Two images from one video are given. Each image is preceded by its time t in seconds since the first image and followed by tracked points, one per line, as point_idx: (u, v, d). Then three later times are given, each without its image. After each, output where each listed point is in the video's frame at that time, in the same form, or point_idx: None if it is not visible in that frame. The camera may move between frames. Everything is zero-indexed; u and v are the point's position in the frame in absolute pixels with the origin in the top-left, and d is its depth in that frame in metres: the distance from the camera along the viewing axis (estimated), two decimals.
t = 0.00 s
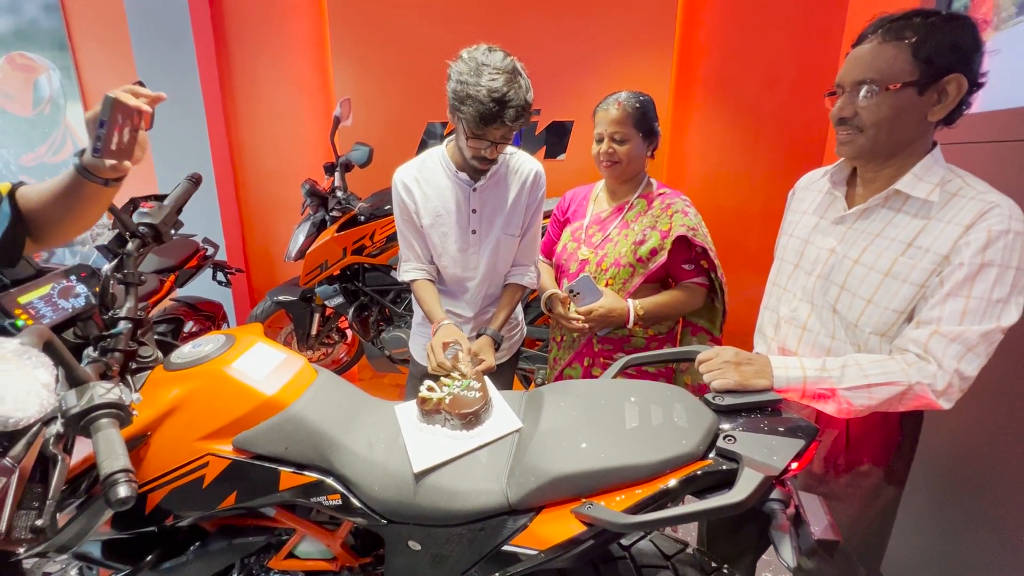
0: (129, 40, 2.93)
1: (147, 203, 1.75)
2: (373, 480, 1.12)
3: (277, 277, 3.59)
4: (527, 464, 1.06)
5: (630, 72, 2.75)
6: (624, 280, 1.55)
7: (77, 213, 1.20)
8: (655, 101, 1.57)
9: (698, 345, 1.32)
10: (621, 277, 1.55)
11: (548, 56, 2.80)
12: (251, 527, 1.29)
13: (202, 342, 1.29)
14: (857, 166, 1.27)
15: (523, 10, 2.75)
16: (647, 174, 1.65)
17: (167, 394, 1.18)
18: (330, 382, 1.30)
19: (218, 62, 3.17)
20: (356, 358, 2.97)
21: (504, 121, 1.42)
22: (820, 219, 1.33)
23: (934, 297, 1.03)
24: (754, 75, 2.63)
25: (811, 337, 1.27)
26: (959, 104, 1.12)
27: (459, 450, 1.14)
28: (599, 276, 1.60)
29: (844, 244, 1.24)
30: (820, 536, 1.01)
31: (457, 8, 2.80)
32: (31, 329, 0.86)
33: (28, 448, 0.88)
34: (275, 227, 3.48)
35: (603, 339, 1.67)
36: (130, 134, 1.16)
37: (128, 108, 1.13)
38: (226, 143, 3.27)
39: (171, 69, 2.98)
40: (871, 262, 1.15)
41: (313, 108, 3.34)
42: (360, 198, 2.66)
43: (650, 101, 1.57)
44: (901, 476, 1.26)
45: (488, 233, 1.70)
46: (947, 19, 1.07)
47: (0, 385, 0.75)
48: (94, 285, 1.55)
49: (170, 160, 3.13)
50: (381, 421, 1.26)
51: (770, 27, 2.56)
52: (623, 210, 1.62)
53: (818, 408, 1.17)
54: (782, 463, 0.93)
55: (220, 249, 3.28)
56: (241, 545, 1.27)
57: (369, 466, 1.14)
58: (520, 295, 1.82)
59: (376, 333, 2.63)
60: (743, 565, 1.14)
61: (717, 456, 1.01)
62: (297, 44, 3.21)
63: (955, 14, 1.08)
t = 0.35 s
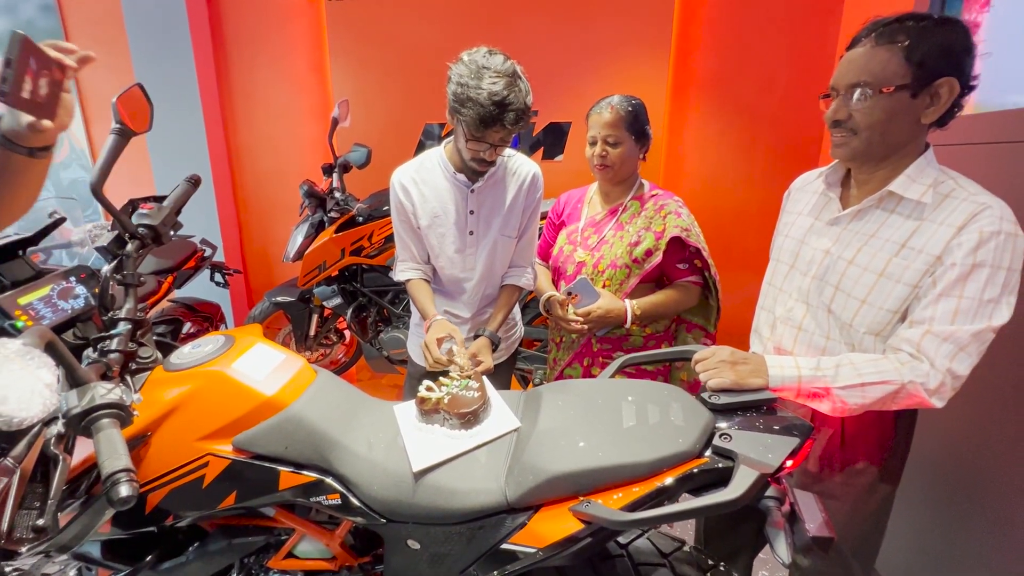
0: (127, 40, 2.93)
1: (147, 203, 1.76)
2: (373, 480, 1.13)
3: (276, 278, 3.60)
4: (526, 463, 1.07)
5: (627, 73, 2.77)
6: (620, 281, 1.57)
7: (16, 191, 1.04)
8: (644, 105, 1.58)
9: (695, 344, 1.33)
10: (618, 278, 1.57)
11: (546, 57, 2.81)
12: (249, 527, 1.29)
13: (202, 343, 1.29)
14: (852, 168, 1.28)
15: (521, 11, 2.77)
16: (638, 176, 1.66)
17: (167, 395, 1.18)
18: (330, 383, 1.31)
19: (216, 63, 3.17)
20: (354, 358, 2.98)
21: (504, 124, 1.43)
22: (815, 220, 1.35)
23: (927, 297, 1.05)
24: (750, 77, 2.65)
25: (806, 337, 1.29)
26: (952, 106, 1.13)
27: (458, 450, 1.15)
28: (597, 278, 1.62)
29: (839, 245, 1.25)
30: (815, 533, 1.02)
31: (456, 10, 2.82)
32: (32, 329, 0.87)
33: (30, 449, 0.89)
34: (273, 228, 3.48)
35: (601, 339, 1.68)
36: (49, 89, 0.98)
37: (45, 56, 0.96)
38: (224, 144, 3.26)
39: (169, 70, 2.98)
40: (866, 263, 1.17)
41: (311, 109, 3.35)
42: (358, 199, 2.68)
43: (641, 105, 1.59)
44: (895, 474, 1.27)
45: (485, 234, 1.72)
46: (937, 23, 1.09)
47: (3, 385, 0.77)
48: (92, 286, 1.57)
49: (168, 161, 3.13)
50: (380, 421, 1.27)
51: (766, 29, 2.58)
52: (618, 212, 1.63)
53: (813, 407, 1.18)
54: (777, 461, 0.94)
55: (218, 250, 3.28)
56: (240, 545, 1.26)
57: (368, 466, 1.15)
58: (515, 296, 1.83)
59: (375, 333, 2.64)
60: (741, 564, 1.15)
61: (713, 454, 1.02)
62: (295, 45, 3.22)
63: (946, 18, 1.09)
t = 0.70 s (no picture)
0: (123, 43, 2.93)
1: (142, 206, 1.76)
2: (370, 483, 1.13)
3: (272, 280, 3.59)
4: (522, 464, 1.08)
5: (623, 76, 2.78)
6: (617, 282, 1.58)
7: None
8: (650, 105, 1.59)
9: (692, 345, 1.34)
10: (614, 279, 1.58)
11: (542, 60, 2.82)
12: (246, 531, 1.29)
13: (198, 346, 1.29)
14: (845, 171, 1.29)
15: (517, 14, 2.78)
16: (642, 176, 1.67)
17: (163, 398, 1.18)
18: (326, 385, 1.31)
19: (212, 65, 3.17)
20: (351, 361, 2.98)
21: (499, 126, 1.44)
22: (809, 223, 1.35)
23: (920, 299, 1.06)
24: (744, 79, 2.66)
25: (801, 339, 1.30)
26: (943, 110, 1.14)
27: (454, 452, 1.15)
28: (594, 279, 1.62)
29: (832, 247, 1.26)
30: (810, 533, 1.01)
31: (452, 13, 2.82)
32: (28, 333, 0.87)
33: (26, 452, 0.89)
34: (269, 230, 3.47)
35: (598, 340, 1.69)
36: None
37: None
38: (221, 146, 3.26)
39: (165, 73, 2.98)
40: (859, 265, 1.18)
41: (308, 112, 3.35)
42: (355, 201, 2.68)
43: (644, 105, 1.59)
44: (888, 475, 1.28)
45: (481, 236, 1.72)
46: (927, 28, 1.10)
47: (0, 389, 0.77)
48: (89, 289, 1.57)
49: (164, 163, 3.12)
50: (377, 424, 1.27)
51: (760, 32, 2.59)
52: (618, 212, 1.64)
53: (807, 408, 1.19)
54: (771, 462, 0.94)
55: (214, 253, 3.28)
56: (237, 548, 1.26)
57: (365, 468, 1.15)
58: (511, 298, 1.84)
59: (371, 335, 2.66)
60: (736, 564, 1.20)
61: (709, 455, 1.02)
62: (292, 48, 3.22)
63: (936, 23, 1.10)
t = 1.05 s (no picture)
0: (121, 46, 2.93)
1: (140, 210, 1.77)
2: (368, 485, 1.14)
3: (270, 283, 3.59)
4: (520, 466, 1.08)
5: (619, 80, 2.80)
6: (616, 287, 1.59)
7: None
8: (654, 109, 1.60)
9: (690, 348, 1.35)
10: (614, 283, 1.59)
11: (539, 64, 2.83)
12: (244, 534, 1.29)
13: (196, 350, 1.29)
14: (838, 175, 1.30)
15: (514, 18, 2.79)
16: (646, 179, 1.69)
17: (161, 402, 1.19)
18: (324, 389, 1.31)
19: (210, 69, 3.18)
20: (349, 363, 2.99)
21: (498, 129, 1.45)
22: (803, 226, 1.37)
23: (912, 302, 1.07)
24: (740, 83, 2.68)
25: (796, 341, 1.31)
26: (934, 115, 1.16)
27: (452, 455, 1.16)
28: (593, 282, 1.63)
29: (827, 250, 1.27)
30: (805, 533, 0.99)
31: (449, 17, 2.84)
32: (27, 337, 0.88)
33: (25, 456, 0.90)
34: (267, 233, 3.47)
35: (596, 345, 1.70)
36: None
37: None
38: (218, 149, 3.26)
39: (163, 76, 2.98)
40: (853, 268, 1.19)
41: (305, 115, 3.35)
42: (352, 205, 2.69)
43: (650, 108, 1.60)
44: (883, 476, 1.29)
45: (479, 239, 1.73)
46: (917, 34, 1.11)
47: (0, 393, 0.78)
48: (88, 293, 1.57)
49: (161, 167, 3.12)
50: (375, 426, 1.27)
51: (755, 36, 2.61)
52: (621, 216, 1.65)
53: (802, 409, 1.20)
54: (767, 463, 0.95)
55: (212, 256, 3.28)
56: (235, 552, 1.26)
57: (363, 471, 1.16)
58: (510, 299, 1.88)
59: (370, 338, 2.65)
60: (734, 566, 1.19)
61: (704, 457, 1.03)
62: (289, 52, 3.23)
63: (926, 29, 1.12)
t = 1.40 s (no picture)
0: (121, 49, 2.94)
1: (141, 212, 1.77)
2: (370, 486, 1.14)
3: (270, 284, 3.59)
4: (521, 466, 1.09)
5: (619, 81, 2.80)
6: (619, 289, 1.59)
7: None
8: (660, 110, 1.62)
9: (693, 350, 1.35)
10: (617, 286, 1.59)
11: (539, 66, 2.84)
12: (245, 535, 1.29)
13: (198, 351, 1.30)
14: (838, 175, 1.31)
15: (513, 20, 2.80)
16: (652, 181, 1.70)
17: (162, 403, 1.19)
18: (326, 389, 1.32)
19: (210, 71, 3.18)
20: (349, 365, 2.99)
21: (506, 116, 1.46)
22: (803, 226, 1.37)
23: (912, 302, 1.08)
24: (739, 85, 2.69)
25: (796, 341, 1.31)
26: (932, 116, 1.16)
27: (453, 455, 1.16)
28: (596, 285, 1.64)
29: (827, 250, 1.28)
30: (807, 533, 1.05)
31: (449, 19, 2.85)
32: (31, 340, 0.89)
33: (28, 457, 0.90)
34: (267, 235, 3.48)
35: (597, 348, 1.70)
36: None
37: None
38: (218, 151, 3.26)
39: (163, 78, 2.99)
40: (852, 268, 1.19)
41: (306, 117, 3.36)
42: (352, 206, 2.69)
43: (656, 109, 1.63)
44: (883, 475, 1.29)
45: (476, 234, 1.74)
46: (915, 36, 1.12)
47: (4, 394, 0.78)
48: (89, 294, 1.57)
49: (161, 169, 3.12)
50: (377, 427, 1.28)
51: (754, 38, 2.62)
52: (625, 218, 1.66)
53: (803, 410, 1.21)
54: (768, 462, 0.96)
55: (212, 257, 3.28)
56: (236, 553, 1.26)
57: (365, 472, 1.16)
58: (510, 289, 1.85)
59: (370, 339, 2.67)
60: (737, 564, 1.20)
61: (705, 456, 1.04)
62: (289, 54, 3.24)
63: (923, 30, 1.13)
